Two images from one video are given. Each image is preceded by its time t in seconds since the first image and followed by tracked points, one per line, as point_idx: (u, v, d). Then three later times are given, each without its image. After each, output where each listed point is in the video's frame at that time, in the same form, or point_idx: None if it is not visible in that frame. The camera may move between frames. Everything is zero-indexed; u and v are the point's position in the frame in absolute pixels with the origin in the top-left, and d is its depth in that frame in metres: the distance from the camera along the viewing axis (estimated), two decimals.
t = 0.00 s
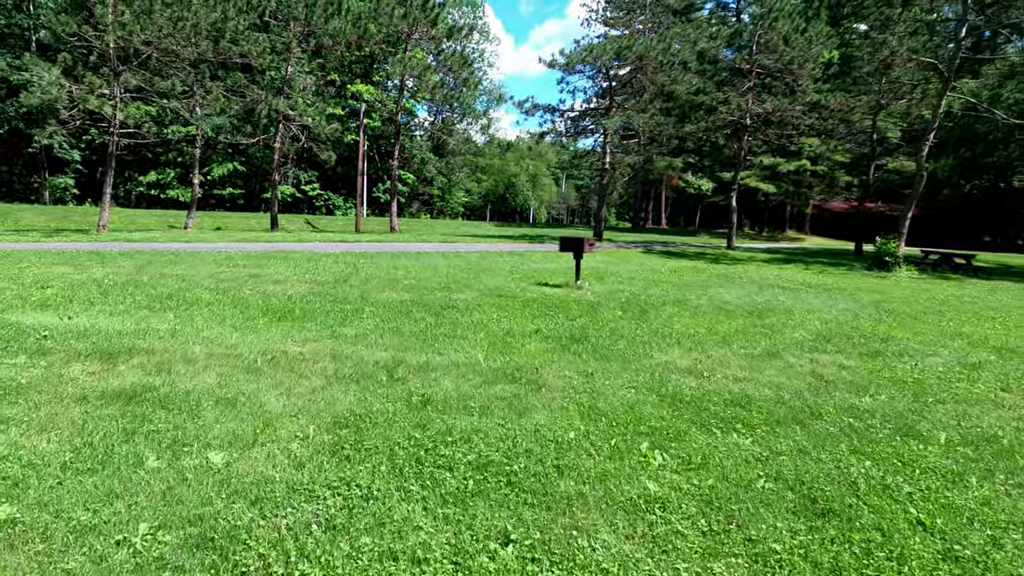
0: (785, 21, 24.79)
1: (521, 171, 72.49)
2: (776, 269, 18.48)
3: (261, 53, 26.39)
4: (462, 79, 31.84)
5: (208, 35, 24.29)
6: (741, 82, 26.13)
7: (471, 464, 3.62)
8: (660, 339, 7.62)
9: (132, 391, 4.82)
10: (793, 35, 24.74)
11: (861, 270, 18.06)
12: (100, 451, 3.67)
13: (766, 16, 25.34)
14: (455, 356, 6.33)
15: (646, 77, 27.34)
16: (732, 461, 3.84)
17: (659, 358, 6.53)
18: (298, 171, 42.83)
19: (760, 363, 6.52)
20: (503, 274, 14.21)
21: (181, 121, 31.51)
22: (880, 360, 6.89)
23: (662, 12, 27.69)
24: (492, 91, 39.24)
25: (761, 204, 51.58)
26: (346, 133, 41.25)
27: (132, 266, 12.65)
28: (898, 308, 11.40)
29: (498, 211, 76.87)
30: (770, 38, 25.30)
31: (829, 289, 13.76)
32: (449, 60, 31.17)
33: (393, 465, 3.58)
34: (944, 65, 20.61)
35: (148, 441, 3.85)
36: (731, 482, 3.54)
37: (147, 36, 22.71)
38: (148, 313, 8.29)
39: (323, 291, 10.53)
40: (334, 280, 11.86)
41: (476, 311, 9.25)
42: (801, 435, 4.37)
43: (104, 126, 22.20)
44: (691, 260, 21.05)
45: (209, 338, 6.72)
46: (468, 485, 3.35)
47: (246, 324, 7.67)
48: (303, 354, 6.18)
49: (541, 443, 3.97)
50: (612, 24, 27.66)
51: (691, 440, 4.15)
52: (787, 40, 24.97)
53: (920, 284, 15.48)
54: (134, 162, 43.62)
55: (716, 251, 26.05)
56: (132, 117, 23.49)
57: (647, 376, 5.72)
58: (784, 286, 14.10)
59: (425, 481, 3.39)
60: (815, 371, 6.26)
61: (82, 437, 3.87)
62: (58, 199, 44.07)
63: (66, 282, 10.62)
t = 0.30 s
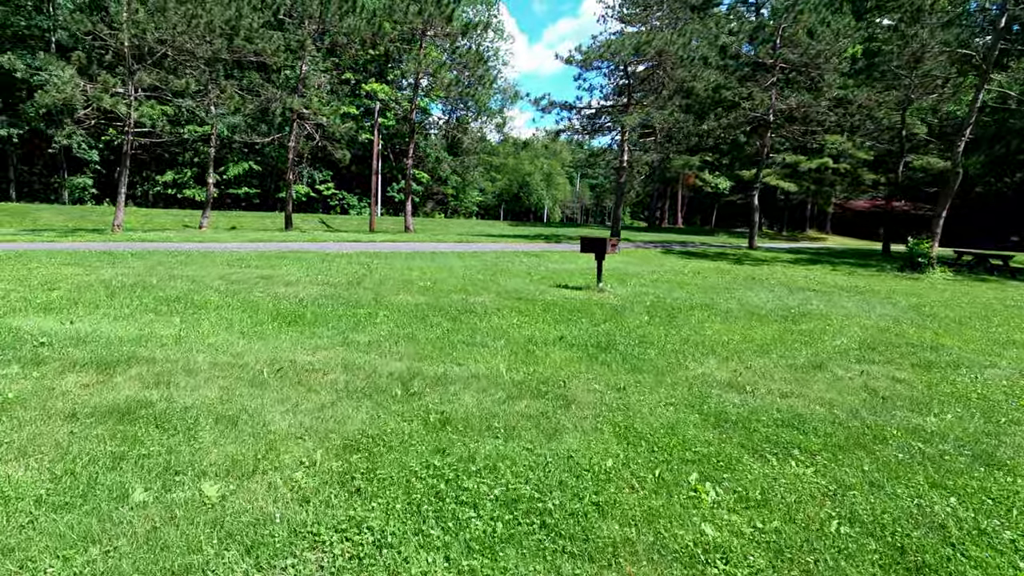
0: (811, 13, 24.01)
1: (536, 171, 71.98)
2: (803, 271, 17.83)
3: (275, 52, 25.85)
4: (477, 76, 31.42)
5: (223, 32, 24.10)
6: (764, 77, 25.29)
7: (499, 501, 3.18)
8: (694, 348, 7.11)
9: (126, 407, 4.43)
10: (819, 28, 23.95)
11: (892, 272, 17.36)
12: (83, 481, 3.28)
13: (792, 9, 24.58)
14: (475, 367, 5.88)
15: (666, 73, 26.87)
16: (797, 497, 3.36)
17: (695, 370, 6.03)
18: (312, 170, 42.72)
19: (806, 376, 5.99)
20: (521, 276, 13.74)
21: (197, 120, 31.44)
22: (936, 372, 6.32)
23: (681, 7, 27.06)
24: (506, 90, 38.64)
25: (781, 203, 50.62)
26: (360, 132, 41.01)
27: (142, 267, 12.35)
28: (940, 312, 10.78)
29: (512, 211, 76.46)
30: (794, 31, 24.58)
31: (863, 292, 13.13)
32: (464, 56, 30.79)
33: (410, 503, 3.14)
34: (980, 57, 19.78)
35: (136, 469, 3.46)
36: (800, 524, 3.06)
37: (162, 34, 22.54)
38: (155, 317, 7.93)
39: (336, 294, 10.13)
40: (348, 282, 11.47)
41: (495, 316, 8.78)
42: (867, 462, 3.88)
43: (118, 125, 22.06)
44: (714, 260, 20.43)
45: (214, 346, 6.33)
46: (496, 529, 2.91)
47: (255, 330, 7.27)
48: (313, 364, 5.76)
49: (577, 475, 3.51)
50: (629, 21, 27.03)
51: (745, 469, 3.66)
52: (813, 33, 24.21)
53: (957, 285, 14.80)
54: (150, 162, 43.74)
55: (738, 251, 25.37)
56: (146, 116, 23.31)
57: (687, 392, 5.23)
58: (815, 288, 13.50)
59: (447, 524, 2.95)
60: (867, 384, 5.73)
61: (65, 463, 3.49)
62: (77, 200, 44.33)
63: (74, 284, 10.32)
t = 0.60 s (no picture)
0: (849, 6, 23.26)
1: (559, 172, 71.39)
2: (843, 274, 17.05)
3: (301, 54, 25.63)
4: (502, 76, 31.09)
5: (248, 36, 24.10)
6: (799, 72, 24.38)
7: (543, 552, 2.76)
8: (742, 360, 6.61)
9: (133, 427, 4.09)
10: (858, 21, 23.12)
11: (940, 275, 16.49)
12: (77, 518, 2.93)
13: (828, 2, 23.73)
14: (507, 382, 5.44)
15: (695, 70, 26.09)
16: (892, 548, 2.87)
17: (747, 387, 5.52)
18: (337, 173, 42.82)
19: (871, 395, 5.44)
20: (549, 280, 13.28)
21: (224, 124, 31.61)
22: (1017, 391, 5.70)
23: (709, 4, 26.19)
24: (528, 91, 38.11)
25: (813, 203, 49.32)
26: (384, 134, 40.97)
27: (166, 271, 12.17)
28: (1001, 320, 10.04)
29: (535, 212, 75.97)
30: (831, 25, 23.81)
31: (913, 297, 12.38)
32: (489, 57, 30.90)
33: (442, 554, 2.74)
34: None
35: (138, 504, 3.10)
36: None
37: (188, 38, 22.60)
38: (173, 325, 7.62)
39: (360, 300, 9.80)
40: (372, 287, 11.14)
41: (524, 323, 8.36)
42: (965, 502, 3.36)
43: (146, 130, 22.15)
44: (747, 264, 19.75)
45: (232, 357, 5.98)
46: None
47: (275, 339, 6.91)
48: (334, 377, 5.39)
49: (630, 518, 3.07)
50: (655, 19, 26.63)
51: (823, 511, 3.19)
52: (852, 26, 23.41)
53: (1013, 290, 13.93)
54: (180, 166, 44.26)
55: (771, 253, 24.62)
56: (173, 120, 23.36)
57: (742, 414, 4.75)
58: (861, 294, 12.80)
59: None
60: (943, 404, 5.16)
61: (60, 495, 3.14)
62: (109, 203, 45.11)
63: (97, 289, 10.14)
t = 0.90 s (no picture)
0: None
1: (577, 172, 70.86)
2: (879, 277, 16.37)
3: (319, 54, 25.22)
4: (521, 74, 30.67)
5: (266, 36, 23.91)
6: (828, 67, 23.94)
7: None
8: (787, 374, 6.12)
9: (128, 451, 3.71)
10: (892, 12, 22.45)
11: (981, 278, 15.78)
12: (51, 570, 2.54)
13: None
14: (535, 399, 4.99)
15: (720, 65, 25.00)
16: None
17: (800, 406, 5.03)
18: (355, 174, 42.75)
19: (940, 416, 4.92)
20: (572, 282, 12.84)
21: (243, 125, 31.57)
22: None
23: None
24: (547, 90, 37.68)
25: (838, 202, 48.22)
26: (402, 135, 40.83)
27: (181, 274, 11.90)
28: None
29: (553, 212, 75.53)
30: (863, 17, 23.19)
31: (957, 302, 11.75)
32: (509, 54, 30.17)
33: None
34: None
35: (125, 549, 2.72)
36: None
37: (206, 38, 22.45)
38: (183, 332, 7.27)
39: (377, 304, 9.43)
40: (389, 290, 10.78)
41: (549, 330, 7.94)
42: None
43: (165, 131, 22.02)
44: (776, 265, 19.09)
45: (241, 368, 5.60)
46: None
47: (287, 348, 6.53)
48: (349, 392, 5.00)
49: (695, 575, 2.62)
50: (675, 16, 25.84)
51: (921, 569, 2.71)
52: (885, 18, 22.78)
53: None
54: (200, 167, 44.43)
55: (799, 254, 23.91)
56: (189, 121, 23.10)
57: (799, 438, 4.29)
58: (901, 298, 12.18)
59: None
60: None
61: (38, 538, 2.76)
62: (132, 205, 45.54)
63: (110, 292, 9.86)
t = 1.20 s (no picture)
0: None
1: (587, 172, 70.33)
2: (906, 280, 15.79)
3: (328, 54, 24.66)
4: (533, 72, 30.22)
5: (275, 35, 23.58)
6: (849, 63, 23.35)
7: None
8: (831, 390, 5.61)
9: (100, 484, 3.27)
10: (916, 5, 21.79)
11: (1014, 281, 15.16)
12: None
13: None
14: (556, 419, 4.53)
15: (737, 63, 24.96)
16: None
17: (850, 428, 4.56)
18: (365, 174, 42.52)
19: (1009, 440, 4.43)
20: (589, 286, 12.37)
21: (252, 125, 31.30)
22: None
23: None
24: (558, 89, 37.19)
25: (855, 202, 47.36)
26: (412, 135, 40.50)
27: (184, 276, 11.52)
28: None
29: (563, 213, 75.06)
30: (886, 11, 22.53)
31: (995, 307, 11.19)
32: (520, 52, 29.72)
33: None
34: None
35: None
36: None
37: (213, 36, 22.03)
38: (179, 340, 6.82)
39: (385, 309, 8.97)
40: (398, 294, 10.32)
41: (567, 339, 7.47)
42: None
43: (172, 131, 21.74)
44: (798, 267, 18.44)
45: (237, 382, 5.16)
46: None
47: (287, 359, 6.08)
48: (352, 410, 4.55)
49: None
50: (690, 13, 25.19)
51: None
52: (909, 12, 22.12)
53: None
54: (211, 168, 44.28)
55: (820, 256, 23.27)
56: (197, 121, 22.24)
57: (858, 469, 3.80)
58: (934, 303, 11.63)
59: None
60: None
61: None
62: (143, 206, 45.54)
63: (111, 295, 9.49)
